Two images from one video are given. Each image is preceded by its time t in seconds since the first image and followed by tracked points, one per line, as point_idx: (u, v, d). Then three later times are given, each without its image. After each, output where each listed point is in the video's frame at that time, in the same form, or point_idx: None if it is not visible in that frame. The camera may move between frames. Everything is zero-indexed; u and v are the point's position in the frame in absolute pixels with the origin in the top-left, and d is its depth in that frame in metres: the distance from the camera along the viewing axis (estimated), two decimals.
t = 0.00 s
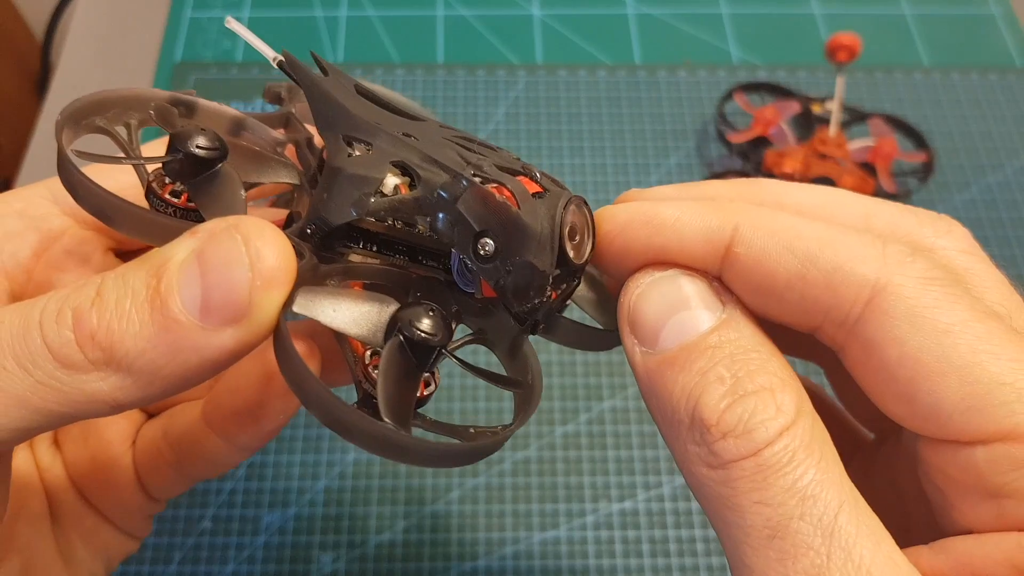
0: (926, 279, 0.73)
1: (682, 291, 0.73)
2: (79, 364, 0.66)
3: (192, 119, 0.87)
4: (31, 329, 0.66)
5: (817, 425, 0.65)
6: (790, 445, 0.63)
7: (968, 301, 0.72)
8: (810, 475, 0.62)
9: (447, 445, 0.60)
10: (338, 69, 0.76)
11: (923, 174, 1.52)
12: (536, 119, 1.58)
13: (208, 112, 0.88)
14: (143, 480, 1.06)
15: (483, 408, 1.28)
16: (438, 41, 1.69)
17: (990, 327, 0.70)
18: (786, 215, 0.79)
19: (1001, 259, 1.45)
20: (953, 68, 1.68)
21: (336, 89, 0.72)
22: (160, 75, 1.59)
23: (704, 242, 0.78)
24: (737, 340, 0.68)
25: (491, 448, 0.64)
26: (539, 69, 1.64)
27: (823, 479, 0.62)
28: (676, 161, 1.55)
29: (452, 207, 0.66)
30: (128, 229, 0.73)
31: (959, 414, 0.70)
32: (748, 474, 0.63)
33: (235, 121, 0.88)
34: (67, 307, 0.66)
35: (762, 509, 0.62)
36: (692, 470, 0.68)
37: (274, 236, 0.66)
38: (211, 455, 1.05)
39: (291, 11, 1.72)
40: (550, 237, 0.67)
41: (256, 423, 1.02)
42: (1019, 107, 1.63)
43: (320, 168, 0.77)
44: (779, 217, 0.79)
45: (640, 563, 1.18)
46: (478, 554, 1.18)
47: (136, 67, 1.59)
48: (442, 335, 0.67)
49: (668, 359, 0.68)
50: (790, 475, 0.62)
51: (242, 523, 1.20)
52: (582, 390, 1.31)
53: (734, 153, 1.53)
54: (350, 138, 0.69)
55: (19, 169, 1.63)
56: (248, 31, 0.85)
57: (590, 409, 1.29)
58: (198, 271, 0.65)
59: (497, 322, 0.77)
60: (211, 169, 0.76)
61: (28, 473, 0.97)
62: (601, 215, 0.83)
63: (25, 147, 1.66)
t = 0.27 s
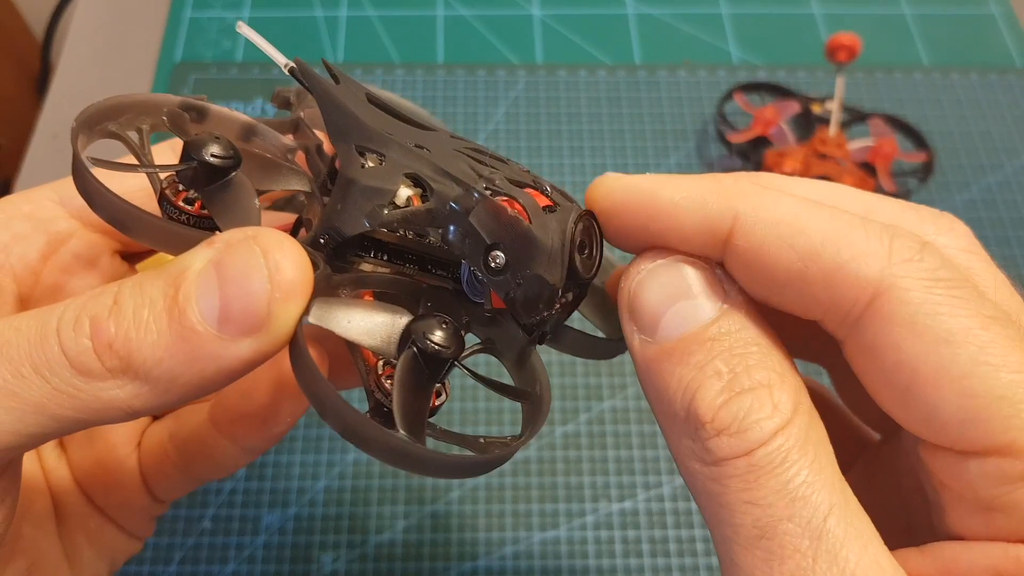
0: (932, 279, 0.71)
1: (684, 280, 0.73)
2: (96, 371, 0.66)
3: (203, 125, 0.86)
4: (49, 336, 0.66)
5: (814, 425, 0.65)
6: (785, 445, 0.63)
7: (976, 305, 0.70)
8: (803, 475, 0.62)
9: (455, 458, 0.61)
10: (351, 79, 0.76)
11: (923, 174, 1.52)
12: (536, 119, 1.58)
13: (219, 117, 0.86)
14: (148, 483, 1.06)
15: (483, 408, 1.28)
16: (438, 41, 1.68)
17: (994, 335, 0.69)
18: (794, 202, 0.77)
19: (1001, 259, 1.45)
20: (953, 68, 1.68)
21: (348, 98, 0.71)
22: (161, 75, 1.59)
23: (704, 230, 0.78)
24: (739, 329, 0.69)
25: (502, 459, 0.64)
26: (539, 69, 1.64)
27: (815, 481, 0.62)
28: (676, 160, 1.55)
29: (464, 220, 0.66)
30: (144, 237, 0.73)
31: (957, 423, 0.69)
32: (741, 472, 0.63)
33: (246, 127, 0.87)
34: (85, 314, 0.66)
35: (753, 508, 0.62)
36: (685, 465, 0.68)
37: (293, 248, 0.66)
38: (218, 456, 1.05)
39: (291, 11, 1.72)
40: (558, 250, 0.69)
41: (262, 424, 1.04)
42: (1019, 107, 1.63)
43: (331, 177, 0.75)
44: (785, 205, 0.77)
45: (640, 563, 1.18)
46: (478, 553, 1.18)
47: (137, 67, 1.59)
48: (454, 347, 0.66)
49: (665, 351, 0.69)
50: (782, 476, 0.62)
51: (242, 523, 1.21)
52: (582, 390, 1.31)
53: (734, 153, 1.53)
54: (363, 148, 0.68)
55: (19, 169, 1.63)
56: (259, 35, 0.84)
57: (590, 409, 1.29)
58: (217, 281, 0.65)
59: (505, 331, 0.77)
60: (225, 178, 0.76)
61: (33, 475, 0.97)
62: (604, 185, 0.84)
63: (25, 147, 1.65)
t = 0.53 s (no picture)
0: (927, 301, 0.65)
1: (662, 288, 0.69)
2: (96, 367, 0.66)
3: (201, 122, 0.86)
4: (48, 333, 0.66)
5: (795, 440, 0.65)
6: (763, 466, 0.63)
7: (974, 327, 0.65)
8: (783, 497, 0.62)
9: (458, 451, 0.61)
10: (350, 76, 0.75)
11: (924, 174, 1.52)
12: (536, 119, 1.58)
13: (217, 114, 0.86)
14: (146, 482, 1.07)
15: (484, 408, 1.28)
16: (438, 41, 1.68)
17: (991, 363, 0.64)
18: (779, 208, 0.69)
19: (1001, 259, 1.45)
20: (953, 68, 1.68)
21: (348, 96, 0.71)
22: (161, 75, 1.59)
23: (678, 245, 0.70)
24: (715, 343, 0.67)
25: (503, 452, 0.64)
26: (539, 69, 1.64)
27: (795, 503, 0.62)
28: (676, 160, 1.55)
29: (464, 217, 0.65)
30: (141, 233, 0.72)
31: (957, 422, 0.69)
32: (719, 494, 0.64)
33: (244, 124, 0.86)
34: (85, 311, 0.66)
35: (731, 530, 0.63)
36: (667, 482, 0.69)
37: (292, 242, 0.65)
38: (218, 455, 1.07)
39: (291, 11, 1.72)
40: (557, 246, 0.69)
41: (263, 422, 1.06)
42: (1019, 107, 1.63)
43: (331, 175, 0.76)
44: (768, 212, 0.69)
45: (640, 563, 1.18)
46: (478, 553, 1.18)
47: (137, 67, 1.59)
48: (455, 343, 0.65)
49: (642, 364, 0.67)
50: (761, 498, 0.62)
51: (242, 523, 1.20)
52: (582, 390, 1.31)
53: (734, 153, 1.53)
54: (362, 145, 0.68)
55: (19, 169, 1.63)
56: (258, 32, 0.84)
57: (590, 409, 1.29)
58: (217, 277, 0.65)
59: (504, 328, 0.76)
60: (223, 174, 0.75)
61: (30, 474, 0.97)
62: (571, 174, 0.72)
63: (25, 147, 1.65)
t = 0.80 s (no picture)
0: (875, 330, 0.64)
1: (611, 330, 0.69)
2: (99, 353, 0.66)
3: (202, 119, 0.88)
4: (53, 321, 0.66)
5: (750, 479, 0.65)
6: (719, 508, 0.62)
7: (926, 356, 0.64)
8: (740, 540, 0.62)
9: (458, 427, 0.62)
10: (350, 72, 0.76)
11: (924, 174, 1.52)
12: (536, 119, 1.58)
13: (218, 111, 0.88)
14: (147, 477, 1.07)
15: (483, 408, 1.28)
16: (438, 41, 1.68)
17: (944, 391, 0.63)
18: (717, 241, 0.67)
19: (1001, 259, 1.45)
20: (953, 68, 1.68)
21: (347, 90, 0.72)
22: (161, 75, 1.59)
23: (621, 286, 0.68)
24: (665, 380, 0.67)
25: (503, 430, 0.66)
26: (539, 69, 1.64)
27: (752, 546, 0.61)
28: (676, 160, 1.55)
29: (463, 204, 0.68)
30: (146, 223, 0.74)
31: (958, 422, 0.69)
32: (677, 539, 0.63)
33: (245, 121, 0.86)
34: (89, 298, 0.66)
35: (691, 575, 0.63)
36: (625, 525, 0.69)
37: (296, 226, 0.64)
38: (219, 449, 1.08)
39: (291, 11, 1.72)
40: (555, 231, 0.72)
41: (264, 416, 1.07)
42: (1019, 107, 1.63)
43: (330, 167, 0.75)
44: (707, 246, 0.67)
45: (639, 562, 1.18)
46: (478, 553, 1.18)
47: (137, 67, 1.59)
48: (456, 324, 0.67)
49: (593, 404, 0.67)
50: (718, 540, 0.62)
51: (242, 523, 1.21)
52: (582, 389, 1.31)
53: (734, 153, 1.53)
54: (362, 137, 0.68)
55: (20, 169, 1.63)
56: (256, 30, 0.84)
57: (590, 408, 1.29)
58: (220, 261, 0.64)
59: (505, 315, 0.76)
60: (224, 166, 0.77)
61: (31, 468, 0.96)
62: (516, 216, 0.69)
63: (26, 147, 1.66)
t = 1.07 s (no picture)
0: (896, 334, 0.65)
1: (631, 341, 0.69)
2: (72, 339, 0.66)
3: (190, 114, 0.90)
4: (28, 309, 0.66)
5: (778, 489, 0.63)
6: (747, 519, 0.61)
7: (949, 355, 0.65)
8: (771, 552, 0.60)
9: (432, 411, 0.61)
10: (333, 63, 0.77)
11: (924, 174, 1.52)
12: (536, 119, 1.58)
13: (204, 106, 0.90)
14: (146, 475, 1.07)
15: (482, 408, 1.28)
16: (438, 41, 1.68)
17: (972, 384, 0.64)
18: (740, 251, 0.69)
19: (1001, 259, 1.45)
20: (952, 68, 1.68)
21: (329, 78, 0.73)
22: (161, 75, 1.60)
23: (647, 296, 0.69)
24: (690, 389, 0.67)
25: (481, 418, 0.65)
26: (539, 69, 1.64)
27: (782, 558, 0.60)
28: (676, 160, 1.55)
29: (441, 187, 0.67)
30: (124, 209, 0.76)
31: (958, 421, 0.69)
32: (705, 553, 0.61)
33: (233, 116, 0.91)
34: (63, 285, 0.66)
35: None
36: (647, 540, 0.67)
37: (264, 210, 0.66)
38: (212, 445, 1.06)
39: (291, 11, 1.72)
40: (535, 212, 0.71)
41: (253, 412, 1.03)
42: (1019, 107, 1.63)
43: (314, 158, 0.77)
44: (729, 256, 0.69)
45: (639, 562, 1.18)
46: (479, 553, 1.18)
47: (137, 66, 1.59)
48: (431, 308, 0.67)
49: (614, 417, 0.67)
50: (748, 552, 0.60)
51: (242, 524, 1.20)
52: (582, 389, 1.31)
53: (734, 153, 1.53)
54: (342, 123, 0.70)
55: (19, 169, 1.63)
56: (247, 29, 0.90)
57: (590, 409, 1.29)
58: (191, 245, 0.65)
59: (490, 304, 0.78)
60: (206, 156, 0.78)
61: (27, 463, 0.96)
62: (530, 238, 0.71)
63: (26, 147, 1.66)
